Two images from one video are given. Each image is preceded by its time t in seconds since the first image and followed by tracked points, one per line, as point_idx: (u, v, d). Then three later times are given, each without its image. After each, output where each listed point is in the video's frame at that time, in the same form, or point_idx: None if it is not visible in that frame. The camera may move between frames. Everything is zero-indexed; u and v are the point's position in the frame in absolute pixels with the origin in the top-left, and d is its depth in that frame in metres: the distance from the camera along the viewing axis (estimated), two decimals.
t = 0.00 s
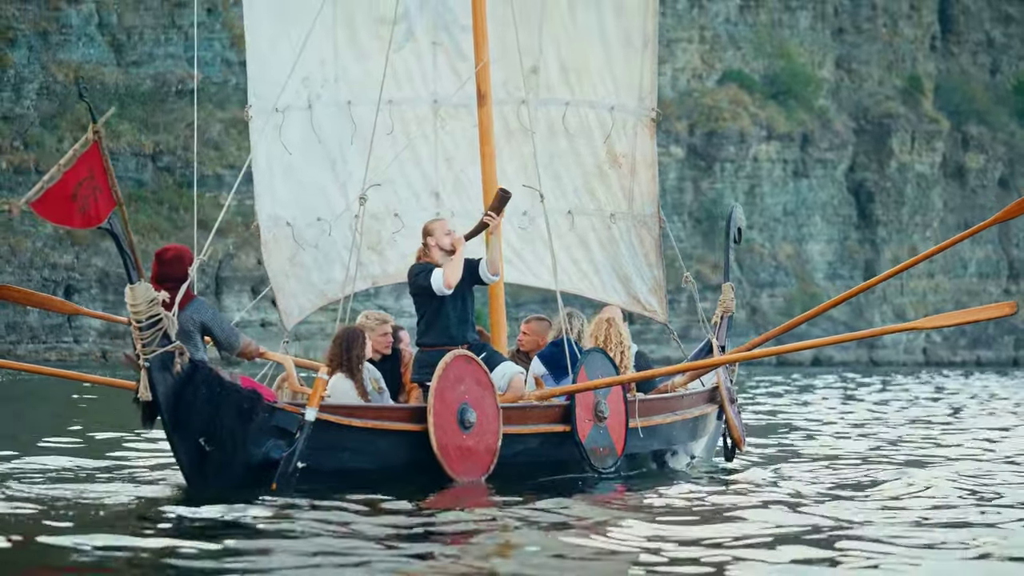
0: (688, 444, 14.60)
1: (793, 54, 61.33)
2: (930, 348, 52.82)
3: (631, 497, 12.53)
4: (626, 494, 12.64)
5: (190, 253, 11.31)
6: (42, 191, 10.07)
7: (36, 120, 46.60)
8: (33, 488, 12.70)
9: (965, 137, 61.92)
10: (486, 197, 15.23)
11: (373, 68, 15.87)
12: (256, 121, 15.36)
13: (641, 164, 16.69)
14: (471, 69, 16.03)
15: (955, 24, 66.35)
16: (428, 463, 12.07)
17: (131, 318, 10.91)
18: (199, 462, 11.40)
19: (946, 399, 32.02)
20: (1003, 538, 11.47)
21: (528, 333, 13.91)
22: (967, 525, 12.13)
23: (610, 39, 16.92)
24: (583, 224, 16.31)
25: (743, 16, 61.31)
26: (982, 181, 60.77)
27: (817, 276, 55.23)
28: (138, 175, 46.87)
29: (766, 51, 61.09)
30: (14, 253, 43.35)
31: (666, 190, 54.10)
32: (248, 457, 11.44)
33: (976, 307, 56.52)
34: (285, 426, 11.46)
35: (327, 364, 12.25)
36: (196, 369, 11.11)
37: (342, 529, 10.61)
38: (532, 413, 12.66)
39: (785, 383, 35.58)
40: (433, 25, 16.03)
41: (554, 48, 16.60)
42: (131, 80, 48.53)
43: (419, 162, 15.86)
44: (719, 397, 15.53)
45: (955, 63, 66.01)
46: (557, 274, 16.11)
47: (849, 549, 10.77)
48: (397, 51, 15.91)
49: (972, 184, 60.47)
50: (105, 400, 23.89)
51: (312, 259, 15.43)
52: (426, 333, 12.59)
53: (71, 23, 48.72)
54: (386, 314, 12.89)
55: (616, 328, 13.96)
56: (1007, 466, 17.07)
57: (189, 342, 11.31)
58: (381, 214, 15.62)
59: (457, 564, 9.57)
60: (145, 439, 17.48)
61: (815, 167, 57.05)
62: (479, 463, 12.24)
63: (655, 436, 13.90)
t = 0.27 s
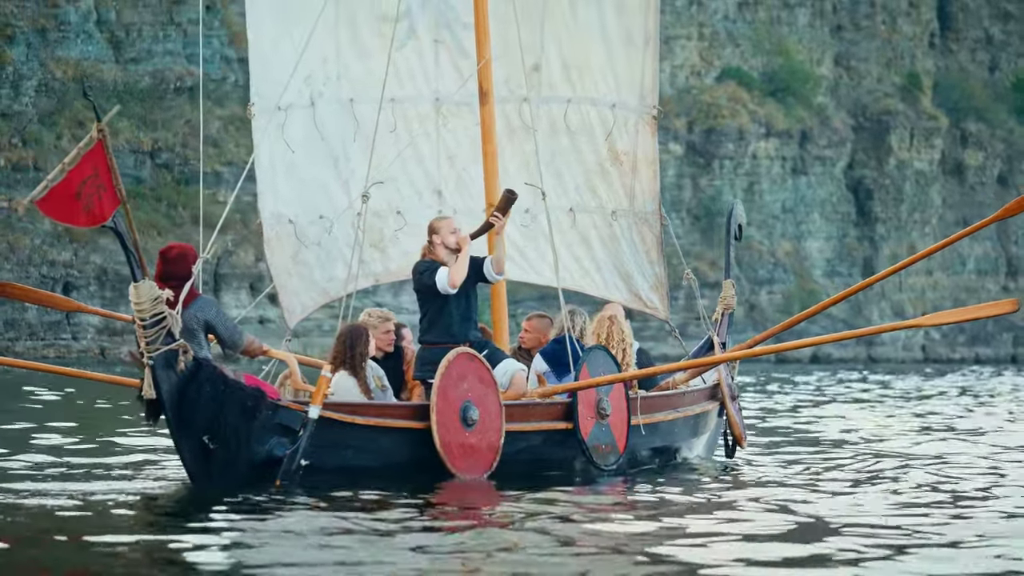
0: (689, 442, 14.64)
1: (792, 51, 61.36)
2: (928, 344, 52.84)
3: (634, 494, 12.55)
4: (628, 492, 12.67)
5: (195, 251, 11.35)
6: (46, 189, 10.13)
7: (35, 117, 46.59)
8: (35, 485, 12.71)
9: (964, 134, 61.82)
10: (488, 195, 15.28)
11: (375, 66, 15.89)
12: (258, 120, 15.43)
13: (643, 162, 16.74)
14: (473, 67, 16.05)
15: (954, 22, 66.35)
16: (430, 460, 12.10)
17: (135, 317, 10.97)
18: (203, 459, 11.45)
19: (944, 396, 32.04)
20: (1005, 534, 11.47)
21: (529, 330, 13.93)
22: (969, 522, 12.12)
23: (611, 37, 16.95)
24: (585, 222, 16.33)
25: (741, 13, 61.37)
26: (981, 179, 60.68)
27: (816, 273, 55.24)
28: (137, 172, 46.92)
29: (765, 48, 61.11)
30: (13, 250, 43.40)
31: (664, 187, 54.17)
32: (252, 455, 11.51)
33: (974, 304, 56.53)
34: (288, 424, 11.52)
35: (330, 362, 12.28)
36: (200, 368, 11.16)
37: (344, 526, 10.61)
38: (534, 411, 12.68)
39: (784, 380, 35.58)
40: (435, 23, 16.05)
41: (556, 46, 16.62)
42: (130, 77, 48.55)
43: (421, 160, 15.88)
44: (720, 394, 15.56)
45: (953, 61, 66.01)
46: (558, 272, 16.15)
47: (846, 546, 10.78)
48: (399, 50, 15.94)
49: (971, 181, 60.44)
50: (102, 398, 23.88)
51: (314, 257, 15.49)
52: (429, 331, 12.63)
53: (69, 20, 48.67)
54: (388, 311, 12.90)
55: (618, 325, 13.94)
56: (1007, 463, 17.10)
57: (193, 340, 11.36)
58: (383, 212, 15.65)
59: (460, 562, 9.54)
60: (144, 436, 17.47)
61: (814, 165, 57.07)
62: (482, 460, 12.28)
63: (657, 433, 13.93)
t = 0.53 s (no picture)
0: (690, 441, 14.67)
1: (791, 50, 61.40)
2: (927, 343, 52.89)
3: (638, 493, 12.59)
4: (630, 491, 12.70)
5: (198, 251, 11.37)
6: (51, 190, 10.14)
7: (33, 116, 46.56)
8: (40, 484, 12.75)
9: (963, 133, 61.76)
10: (490, 194, 15.31)
11: (377, 67, 15.93)
12: (261, 120, 15.42)
13: (643, 162, 16.79)
14: (474, 67, 16.10)
15: (952, 20, 66.37)
16: (433, 460, 12.15)
17: (139, 317, 10.99)
18: (206, 459, 11.49)
19: (942, 395, 32.07)
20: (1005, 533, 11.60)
21: (530, 329, 13.94)
22: (968, 520, 12.23)
23: (611, 36, 16.99)
24: (586, 221, 16.36)
25: (740, 11, 61.41)
26: (980, 177, 60.64)
27: (814, 272, 55.23)
28: (135, 171, 46.94)
29: (764, 47, 61.12)
30: (11, 249, 43.43)
31: (663, 186, 54.21)
32: (255, 454, 11.54)
33: (972, 303, 56.55)
34: (291, 424, 11.58)
35: (333, 361, 12.30)
36: (204, 367, 11.19)
37: (347, 526, 10.67)
38: (537, 410, 12.71)
39: (783, 379, 35.58)
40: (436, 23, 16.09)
41: (557, 46, 16.66)
42: (128, 76, 48.62)
43: (422, 159, 15.92)
44: (722, 392, 15.59)
45: (952, 59, 66.03)
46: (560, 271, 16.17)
47: (843, 544, 10.85)
48: (400, 50, 15.97)
49: (970, 180, 60.40)
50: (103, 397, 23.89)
51: (316, 257, 15.48)
52: (432, 330, 12.66)
53: (68, 19, 48.58)
54: (391, 311, 12.92)
55: (620, 325, 13.95)
56: (1005, 463, 17.17)
57: (196, 340, 11.38)
58: (385, 211, 15.70)
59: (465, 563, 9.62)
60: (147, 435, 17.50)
61: (812, 163, 57.10)
62: (485, 460, 12.31)
63: (658, 432, 13.96)
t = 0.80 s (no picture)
0: (692, 440, 14.70)
1: (789, 49, 61.50)
2: (925, 342, 52.92)
3: (640, 493, 12.61)
4: (632, 490, 12.73)
5: (202, 251, 11.39)
6: (55, 190, 10.15)
7: (32, 116, 46.56)
8: (43, 484, 12.77)
9: (962, 132, 61.69)
10: (493, 194, 15.35)
11: (379, 68, 15.97)
12: (264, 120, 15.41)
13: (645, 161, 16.81)
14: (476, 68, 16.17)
15: (951, 19, 66.43)
16: (435, 460, 12.18)
17: (142, 317, 11.01)
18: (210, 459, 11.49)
19: (941, 394, 32.09)
20: (1007, 531, 11.66)
21: (532, 329, 13.94)
22: (970, 519, 12.27)
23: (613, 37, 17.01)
24: (588, 221, 16.38)
25: (739, 10, 61.40)
26: (978, 177, 60.60)
27: (813, 272, 55.14)
28: (134, 171, 46.96)
29: (763, 46, 61.14)
30: (9, 249, 43.70)
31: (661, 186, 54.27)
32: (259, 454, 11.56)
33: (971, 302, 56.56)
34: (295, 423, 11.57)
35: (336, 361, 12.33)
36: (207, 367, 11.20)
37: (350, 525, 10.70)
38: (539, 410, 12.71)
39: (781, 379, 35.59)
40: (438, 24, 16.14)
41: (558, 47, 16.71)
42: (127, 76, 48.58)
43: (424, 160, 15.95)
44: (724, 391, 15.60)
45: (950, 58, 66.06)
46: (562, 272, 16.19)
47: (844, 542, 10.89)
48: (403, 51, 16.02)
49: (968, 180, 60.33)
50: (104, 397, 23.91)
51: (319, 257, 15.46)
52: (435, 330, 12.70)
53: (66, 19, 48.60)
54: (393, 311, 12.96)
55: (622, 324, 13.96)
56: (1006, 462, 17.17)
57: (200, 341, 11.40)
58: (387, 212, 15.73)
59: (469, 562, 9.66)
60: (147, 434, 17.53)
61: (811, 163, 57.13)
62: (487, 459, 12.33)
63: (660, 431, 13.98)
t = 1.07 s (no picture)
0: (695, 443, 14.72)
1: (788, 51, 61.57)
2: (925, 344, 52.90)
3: (643, 495, 12.62)
4: (636, 492, 12.75)
5: (206, 253, 11.41)
6: (59, 192, 10.18)
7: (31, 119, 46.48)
8: (46, 487, 12.80)
9: (961, 134, 61.71)
10: (495, 196, 15.39)
11: (383, 71, 15.99)
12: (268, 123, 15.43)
13: (648, 164, 16.80)
14: (479, 70, 16.21)
15: (950, 21, 66.47)
16: (438, 462, 12.18)
17: (146, 318, 11.06)
18: (213, 460, 11.50)
19: (941, 396, 32.04)
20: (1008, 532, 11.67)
21: (534, 332, 14.00)
22: (971, 521, 12.28)
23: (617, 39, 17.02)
24: (591, 224, 16.41)
25: (738, 13, 61.48)
26: (978, 179, 60.50)
27: (813, 274, 55.15)
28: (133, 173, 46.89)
29: (761, 48, 61.25)
30: (8, 252, 43.86)
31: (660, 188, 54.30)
32: (262, 456, 11.52)
33: (970, 305, 56.50)
34: (298, 425, 11.51)
35: (340, 364, 12.35)
36: (212, 368, 11.21)
37: (352, 527, 10.73)
38: (541, 412, 12.74)
39: (780, 381, 35.55)
40: (441, 27, 16.16)
41: (562, 50, 16.73)
42: (126, 78, 48.48)
43: (427, 163, 15.98)
44: (726, 395, 15.61)
45: (950, 60, 66.07)
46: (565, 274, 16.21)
47: (843, 544, 10.90)
48: (406, 53, 16.03)
49: (967, 181, 60.22)
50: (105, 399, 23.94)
51: (322, 259, 15.49)
52: (439, 332, 12.73)
53: (65, 21, 48.71)
54: (396, 313, 12.99)
55: (624, 327, 14.04)
56: (1007, 464, 17.15)
57: (204, 342, 11.41)
58: (390, 215, 15.75)
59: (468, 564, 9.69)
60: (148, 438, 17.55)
61: (810, 165, 57.12)
62: (490, 462, 12.35)
63: (664, 433, 14.00)
